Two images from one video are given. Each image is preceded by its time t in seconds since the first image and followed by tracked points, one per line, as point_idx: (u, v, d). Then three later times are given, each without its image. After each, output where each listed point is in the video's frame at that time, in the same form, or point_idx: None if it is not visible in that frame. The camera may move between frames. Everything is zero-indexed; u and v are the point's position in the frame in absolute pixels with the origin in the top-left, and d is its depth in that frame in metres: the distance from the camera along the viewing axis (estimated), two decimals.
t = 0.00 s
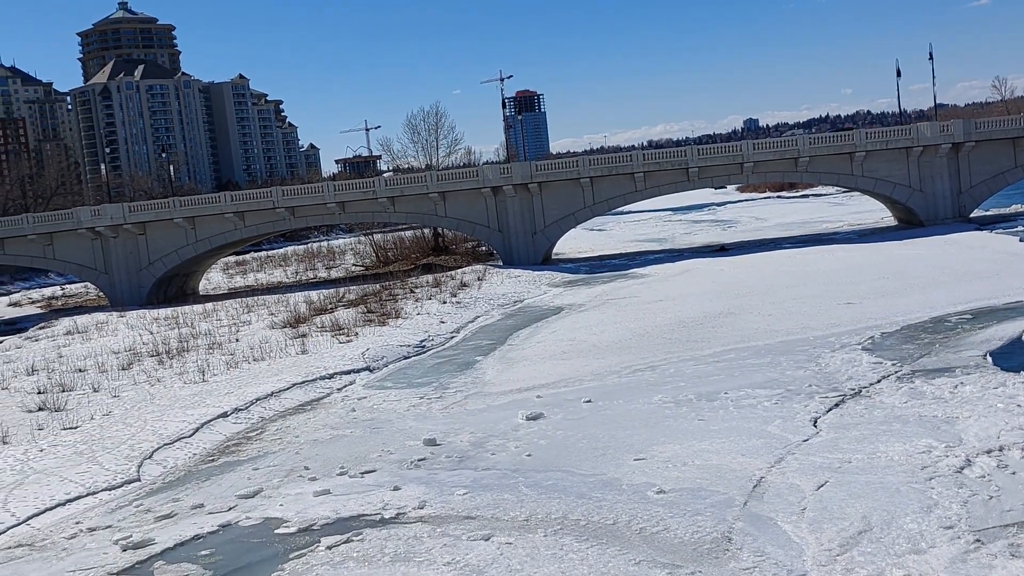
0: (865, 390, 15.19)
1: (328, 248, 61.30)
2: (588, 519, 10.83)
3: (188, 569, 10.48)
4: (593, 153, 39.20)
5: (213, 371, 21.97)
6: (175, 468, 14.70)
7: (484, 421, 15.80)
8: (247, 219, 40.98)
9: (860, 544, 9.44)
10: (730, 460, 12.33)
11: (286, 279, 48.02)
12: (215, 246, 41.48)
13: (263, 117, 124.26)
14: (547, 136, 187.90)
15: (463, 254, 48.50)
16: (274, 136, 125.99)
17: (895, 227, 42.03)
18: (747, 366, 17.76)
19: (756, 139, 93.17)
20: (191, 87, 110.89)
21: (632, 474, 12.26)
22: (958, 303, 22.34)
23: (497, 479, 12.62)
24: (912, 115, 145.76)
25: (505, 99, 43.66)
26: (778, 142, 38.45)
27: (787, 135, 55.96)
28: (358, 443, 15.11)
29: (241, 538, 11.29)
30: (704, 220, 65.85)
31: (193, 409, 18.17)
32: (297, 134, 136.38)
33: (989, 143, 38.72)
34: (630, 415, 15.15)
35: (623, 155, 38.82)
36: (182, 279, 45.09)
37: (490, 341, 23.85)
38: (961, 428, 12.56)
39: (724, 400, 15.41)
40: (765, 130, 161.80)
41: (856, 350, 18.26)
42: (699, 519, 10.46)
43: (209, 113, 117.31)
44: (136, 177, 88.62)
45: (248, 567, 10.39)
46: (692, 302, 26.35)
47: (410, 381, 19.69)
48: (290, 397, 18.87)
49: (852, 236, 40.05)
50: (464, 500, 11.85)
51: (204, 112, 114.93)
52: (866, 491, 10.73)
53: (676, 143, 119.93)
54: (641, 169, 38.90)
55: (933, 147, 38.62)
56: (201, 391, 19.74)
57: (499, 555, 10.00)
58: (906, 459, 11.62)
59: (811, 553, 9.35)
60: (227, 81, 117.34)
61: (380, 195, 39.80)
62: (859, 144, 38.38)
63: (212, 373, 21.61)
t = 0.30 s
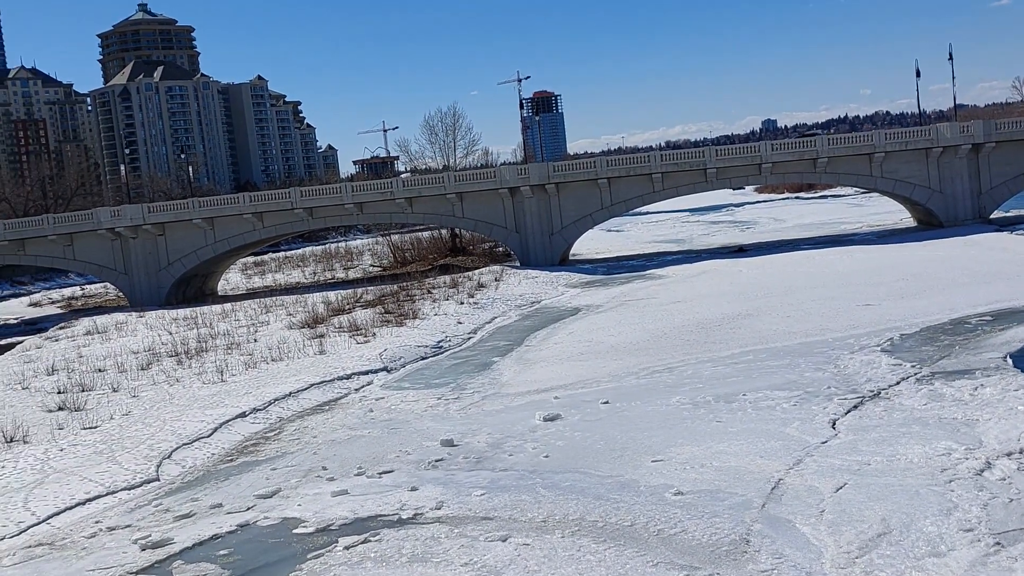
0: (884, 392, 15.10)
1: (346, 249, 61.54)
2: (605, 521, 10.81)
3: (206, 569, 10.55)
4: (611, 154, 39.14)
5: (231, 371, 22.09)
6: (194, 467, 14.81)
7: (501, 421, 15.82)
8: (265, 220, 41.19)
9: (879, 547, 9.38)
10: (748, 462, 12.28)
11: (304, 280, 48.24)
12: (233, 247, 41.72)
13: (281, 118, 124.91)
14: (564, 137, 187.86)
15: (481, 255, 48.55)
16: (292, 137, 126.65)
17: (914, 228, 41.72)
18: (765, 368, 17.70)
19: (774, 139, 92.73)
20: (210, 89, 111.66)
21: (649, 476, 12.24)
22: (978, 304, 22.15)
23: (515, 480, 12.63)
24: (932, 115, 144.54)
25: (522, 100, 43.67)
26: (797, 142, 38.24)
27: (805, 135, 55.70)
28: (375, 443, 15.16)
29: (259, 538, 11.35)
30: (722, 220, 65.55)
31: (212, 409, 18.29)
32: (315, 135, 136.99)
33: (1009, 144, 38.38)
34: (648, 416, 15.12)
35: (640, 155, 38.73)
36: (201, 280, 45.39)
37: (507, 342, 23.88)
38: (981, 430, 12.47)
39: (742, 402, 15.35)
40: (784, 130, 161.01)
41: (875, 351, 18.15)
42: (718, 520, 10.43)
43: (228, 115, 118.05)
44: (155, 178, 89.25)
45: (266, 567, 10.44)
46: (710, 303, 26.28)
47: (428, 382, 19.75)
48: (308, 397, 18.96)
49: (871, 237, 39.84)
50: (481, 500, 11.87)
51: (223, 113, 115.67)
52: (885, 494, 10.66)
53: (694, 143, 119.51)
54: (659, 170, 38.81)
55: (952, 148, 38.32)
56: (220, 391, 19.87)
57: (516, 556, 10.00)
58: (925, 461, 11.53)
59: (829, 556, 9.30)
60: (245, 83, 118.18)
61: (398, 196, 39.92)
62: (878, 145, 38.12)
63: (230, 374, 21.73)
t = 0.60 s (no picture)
0: (900, 394, 15.02)
1: (360, 250, 61.70)
2: (619, 523, 10.81)
3: (221, 569, 10.60)
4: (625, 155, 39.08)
5: (246, 371, 22.19)
6: (209, 468, 14.89)
7: (515, 423, 15.83)
8: (280, 221, 41.35)
9: (894, 550, 9.33)
10: (762, 464, 12.25)
11: (318, 280, 48.39)
12: (248, 248, 41.91)
13: (296, 119, 125.41)
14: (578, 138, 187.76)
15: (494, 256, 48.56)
16: (307, 139, 127.15)
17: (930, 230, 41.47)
18: (779, 369, 17.64)
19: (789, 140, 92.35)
20: (225, 90, 112.23)
21: (663, 478, 12.22)
22: (994, 306, 22.00)
23: (529, 481, 12.63)
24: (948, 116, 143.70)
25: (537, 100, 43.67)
26: (812, 143, 38.06)
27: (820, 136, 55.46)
28: (389, 444, 15.20)
29: (273, 538, 11.40)
30: (737, 221, 65.37)
31: (226, 409, 18.40)
32: (329, 137, 137.47)
33: None
34: (662, 418, 15.09)
35: (655, 156, 38.64)
36: (216, 281, 45.61)
37: (521, 343, 23.91)
38: (998, 433, 12.38)
39: (756, 404, 15.30)
40: (799, 131, 160.37)
41: (890, 353, 18.05)
42: (732, 522, 10.40)
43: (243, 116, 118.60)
44: (170, 179, 89.81)
45: (281, 568, 10.48)
46: (724, 304, 26.22)
47: (442, 383, 19.78)
48: (322, 398, 19.02)
49: (886, 239, 39.62)
50: (495, 501, 11.88)
51: (238, 115, 116.27)
52: (900, 496, 10.60)
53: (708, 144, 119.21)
54: (673, 171, 38.71)
55: (969, 150, 38.05)
56: (234, 392, 19.98)
57: (530, 558, 10.01)
58: (941, 463, 11.47)
59: (845, 558, 9.25)
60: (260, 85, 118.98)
61: (411, 197, 39.99)
62: (893, 146, 37.90)
63: (245, 374, 21.83)
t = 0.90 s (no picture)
0: (924, 394, 14.89)
1: (382, 249, 61.92)
2: (641, 523, 10.79)
3: (245, 567, 10.68)
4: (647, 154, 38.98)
5: (269, 370, 22.35)
6: (233, 466, 15.02)
7: (537, 422, 15.85)
8: (302, 221, 41.59)
9: (918, 551, 9.26)
10: (784, 464, 12.19)
11: (340, 280, 48.60)
12: (271, 248, 42.18)
13: (319, 119, 126.06)
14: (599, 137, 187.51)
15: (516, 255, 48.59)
16: (329, 139, 127.80)
17: (955, 229, 41.07)
18: (802, 369, 17.55)
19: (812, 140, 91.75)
20: (248, 91, 113.02)
21: (685, 478, 12.18)
22: (1020, 306, 21.75)
23: (550, 481, 12.64)
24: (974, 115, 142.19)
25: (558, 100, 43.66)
26: (835, 142, 37.78)
27: (843, 135, 55.08)
28: (411, 443, 15.26)
29: (296, 537, 11.48)
30: (760, 221, 65.02)
31: (249, 408, 18.55)
32: (351, 137, 138.09)
33: None
34: (684, 418, 15.06)
35: (677, 156, 38.51)
36: (238, 281, 45.95)
37: (542, 343, 23.92)
38: None
39: (779, 404, 15.22)
40: (823, 130, 159.28)
41: (915, 354, 17.89)
42: (754, 523, 10.36)
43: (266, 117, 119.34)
44: (193, 179, 90.53)
45: (304, 566, 10.55)
46: (747, 304, 26.09)
47: (464, 382, 19.83)
48: (344, 397, 19.12)
49: (911, 238, 39.27)
50: (517, 501, 11.89)
51: (261, 115, 117.04)
52: (924, 497, 10.52)
53: (731, 143, 118.63)
54: (695, 170, 38.55)
55: (994, 149, 37.65)
56: (258, 391, 20.13)
57: (552, 557, 10.02)
58: (965, 464, 11.37)
59: (868, 559, 9.20)
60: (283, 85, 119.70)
61: (433, 196, 40.10)
62: (917, 145, 37.56)
63: (268, 373, 21.99)
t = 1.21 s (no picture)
0: (949, 394, 14.74)
1: (404, 249, 62.13)
2: (665, 522, 10.78)
3: (269, 565, 10.77)
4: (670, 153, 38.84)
5: (293, 369, 22.50)
6: (258, 464, 15.13)
7: (560, 422, 15.84)
8: (325, 221, 41.81)
9: (943, 551, 9.18)
10: (808, 464, 12.12)
11: (363, 280, 48.83)
12: (294, 247, 42.44)
13: (342, 119, 126.69)
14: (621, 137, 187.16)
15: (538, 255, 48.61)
16: (352, 139, 128.40)
17: (980, 228, 40.62)
18: (826, 369, 17.44)
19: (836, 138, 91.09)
20: (271, 91, 113.73)
21: (709, 477, 12.15)
22: None
23: (573, 480, 12.64)
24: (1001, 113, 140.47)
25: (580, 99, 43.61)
26: (859, 141, 37.42)
27: (868, 133, 54.65)
28: (434, 442, 15.32)
29: (320, 535, 11.55)
30: (784, 220, 64.62)
31: (274, 406, 18.70)
32: (374, 137, 138.65)
33: None
34: (708, 417, 15.00)
35: (700, 155, 38.33)
36: (262, 280, 46.29)
37: (565, 342, 23.93)
38: None
39: (803, 403, 15.13)
40: (846, 128, 158.14)
41: (940, 353, 17.72)
42: (778, 523, 10.32)
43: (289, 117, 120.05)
44: (218, 179, 91.20)
45: (328, 564, 10.62)
46: (770, 303, 25.93)
47: (487, 381, 19.86)
48: (368, 396, 19.22)
49: (936, 237, 38.89)
50: (540, 500, 11.90)
51: (285, 115, 117.75)
52: (950, 498, 10.42)
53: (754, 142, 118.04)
54: (719, 169, 38.35)
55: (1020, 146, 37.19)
56: (281, 389, 20.28)
57: (575, 557, 10.02)
58: (991, 465, 11.25)
59: (893, 560, 9.13)
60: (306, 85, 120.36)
61: (456, 196, 40.19)
62: (943, 143, 37.15)
63: (292, 372, 22.14)
